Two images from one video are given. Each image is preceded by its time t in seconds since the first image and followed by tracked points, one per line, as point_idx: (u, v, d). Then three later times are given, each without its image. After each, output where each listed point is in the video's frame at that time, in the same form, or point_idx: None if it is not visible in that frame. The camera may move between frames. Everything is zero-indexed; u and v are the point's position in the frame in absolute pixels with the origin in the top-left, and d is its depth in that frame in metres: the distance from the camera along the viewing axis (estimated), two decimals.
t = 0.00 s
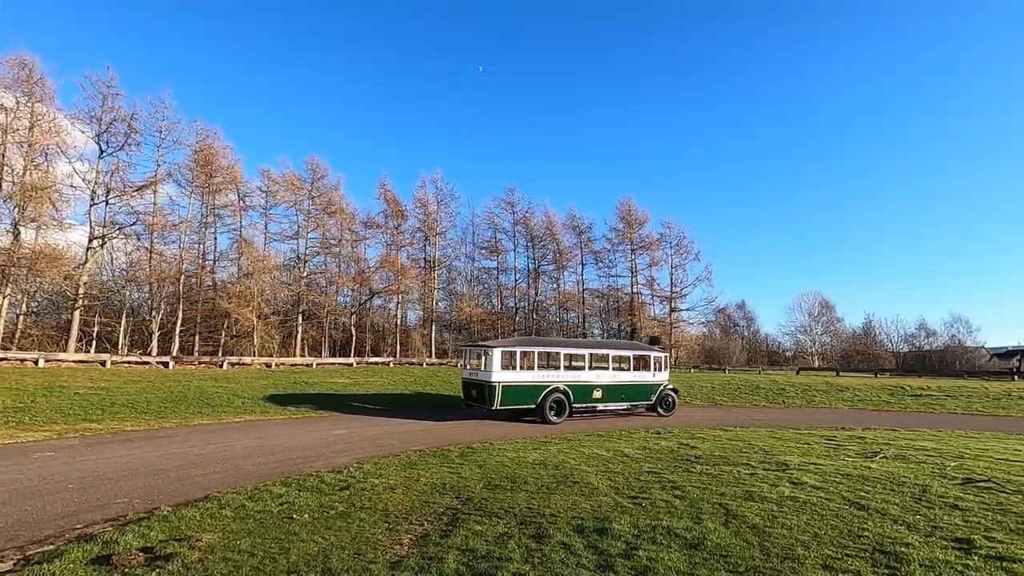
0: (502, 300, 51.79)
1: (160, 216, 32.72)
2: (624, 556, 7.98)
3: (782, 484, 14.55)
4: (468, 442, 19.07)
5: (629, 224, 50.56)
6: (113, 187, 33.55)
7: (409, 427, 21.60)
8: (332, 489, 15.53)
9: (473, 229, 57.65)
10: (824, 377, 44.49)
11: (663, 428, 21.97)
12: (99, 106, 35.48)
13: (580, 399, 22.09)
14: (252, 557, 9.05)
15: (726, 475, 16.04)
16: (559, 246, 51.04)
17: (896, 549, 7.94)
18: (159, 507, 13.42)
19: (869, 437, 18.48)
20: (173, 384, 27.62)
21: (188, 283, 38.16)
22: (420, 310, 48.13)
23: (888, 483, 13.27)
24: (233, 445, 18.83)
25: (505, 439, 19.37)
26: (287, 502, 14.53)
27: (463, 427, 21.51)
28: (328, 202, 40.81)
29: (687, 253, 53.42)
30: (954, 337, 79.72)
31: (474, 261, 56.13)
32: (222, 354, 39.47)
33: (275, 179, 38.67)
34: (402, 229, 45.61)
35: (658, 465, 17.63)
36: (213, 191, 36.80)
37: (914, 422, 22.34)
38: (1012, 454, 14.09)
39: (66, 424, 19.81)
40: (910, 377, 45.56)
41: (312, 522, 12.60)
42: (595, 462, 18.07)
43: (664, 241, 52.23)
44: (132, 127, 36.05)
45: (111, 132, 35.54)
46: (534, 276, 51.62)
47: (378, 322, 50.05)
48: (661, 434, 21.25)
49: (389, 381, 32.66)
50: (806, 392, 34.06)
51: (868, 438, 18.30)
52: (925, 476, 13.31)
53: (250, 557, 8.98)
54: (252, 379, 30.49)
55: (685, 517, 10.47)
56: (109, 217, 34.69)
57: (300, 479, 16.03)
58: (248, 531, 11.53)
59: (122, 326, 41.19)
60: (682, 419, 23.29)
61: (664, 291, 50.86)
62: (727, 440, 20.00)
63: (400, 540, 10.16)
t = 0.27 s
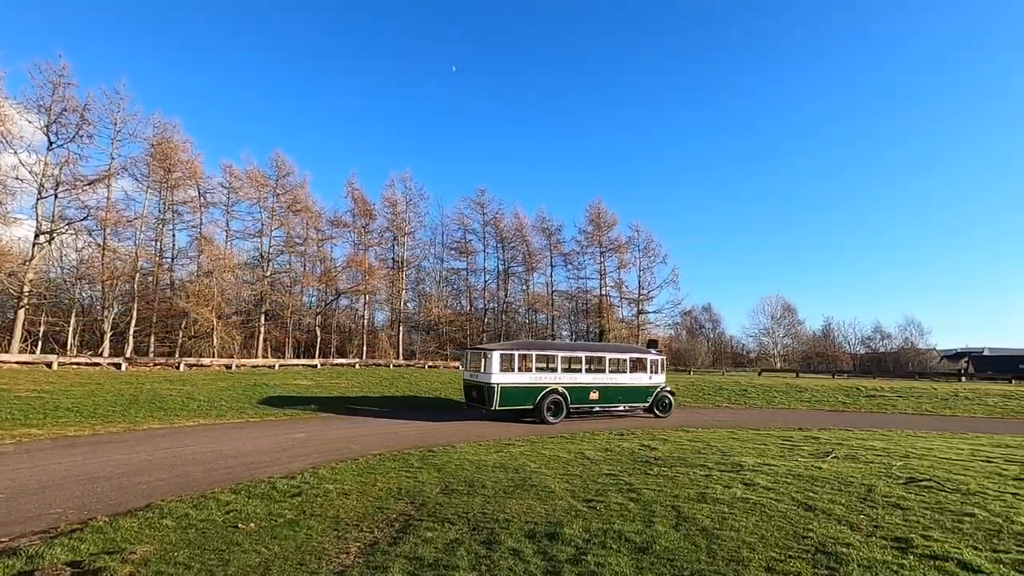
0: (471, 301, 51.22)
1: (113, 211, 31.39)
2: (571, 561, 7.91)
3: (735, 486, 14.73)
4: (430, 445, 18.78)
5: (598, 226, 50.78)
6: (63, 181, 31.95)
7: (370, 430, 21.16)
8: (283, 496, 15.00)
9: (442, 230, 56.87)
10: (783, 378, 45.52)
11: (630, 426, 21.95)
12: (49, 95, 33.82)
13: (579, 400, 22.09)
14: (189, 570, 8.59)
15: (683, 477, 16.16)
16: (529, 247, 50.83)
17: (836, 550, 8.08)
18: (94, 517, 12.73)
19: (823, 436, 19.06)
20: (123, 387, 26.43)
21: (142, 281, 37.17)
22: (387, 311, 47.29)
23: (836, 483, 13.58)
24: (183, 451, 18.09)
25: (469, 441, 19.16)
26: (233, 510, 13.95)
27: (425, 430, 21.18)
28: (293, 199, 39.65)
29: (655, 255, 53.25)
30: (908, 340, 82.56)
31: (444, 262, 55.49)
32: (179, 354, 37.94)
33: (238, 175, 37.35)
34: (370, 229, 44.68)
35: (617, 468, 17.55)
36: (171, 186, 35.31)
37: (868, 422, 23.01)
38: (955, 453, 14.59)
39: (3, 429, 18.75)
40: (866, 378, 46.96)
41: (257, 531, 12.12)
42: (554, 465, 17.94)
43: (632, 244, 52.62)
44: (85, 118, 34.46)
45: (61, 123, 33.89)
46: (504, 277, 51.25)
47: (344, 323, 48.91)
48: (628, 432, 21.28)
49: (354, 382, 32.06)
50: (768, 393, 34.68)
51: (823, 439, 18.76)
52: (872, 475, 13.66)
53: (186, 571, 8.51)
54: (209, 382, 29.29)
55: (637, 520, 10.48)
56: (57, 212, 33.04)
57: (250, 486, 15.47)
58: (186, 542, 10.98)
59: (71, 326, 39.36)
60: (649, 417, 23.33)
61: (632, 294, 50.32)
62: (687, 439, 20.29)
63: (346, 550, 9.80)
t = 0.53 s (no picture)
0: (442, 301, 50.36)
1: (65, 208, 29.89)
2: (521, 571, 7.71)
3: (692, 488, 14.84)
4: (392, 449, 18.38)
5: (568, 229, 50.75)
6: (11, 173, 30.28)
7: (331, 433, 20.64)
8: (233, 504, 14.38)
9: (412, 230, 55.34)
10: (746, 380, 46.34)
11: (598, 425, 21.82)
12: None
13: (577, 402, 21.85)
14: None
15: (642, 480, 16.15)
16: (500, 249, 50.32)
17: (783, 552, 8.16)
18: (27, 529, 12.00)
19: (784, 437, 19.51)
20: (71, 390, 25.19)
21: (95, 279, 34.60)
22: (356, 312, 46.21)
23: (788, 485, 13.81)
24: (130, 457, 17.28)
25: (434, 445, 18.89)
26: (177, 519, 13.33)
27: (388, 434, 20.75)
28: (258, 196, 38.30)
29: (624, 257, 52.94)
30: (866, 341, 85.09)
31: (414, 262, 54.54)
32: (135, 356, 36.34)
33: (199, 170, 35.83)
34: (339, 228, 43.55)
35: (578, 471, 17.29)
36: (128, 182, 33.73)
37: (826, 423, 23.58)
38: (904, 453, 15.05)
39: None
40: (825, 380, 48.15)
41: (200, 542, 11.58)
42: (514, 468, 17.63)
43: (602, 246, 52.73)
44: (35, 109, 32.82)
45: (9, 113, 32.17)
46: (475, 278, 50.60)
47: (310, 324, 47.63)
48: (595, 430, 21.21)
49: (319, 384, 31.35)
50: (733, 394, 35.17)
51: (782, 440, 19.11)
52: (824, 476, 13.96)
53: None
54: (164, 384, 28.16)
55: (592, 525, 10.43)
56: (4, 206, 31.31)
57: (199, 493, 14.86)
58: (122, 556, 10.37)
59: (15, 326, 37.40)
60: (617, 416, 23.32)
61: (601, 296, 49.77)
62: (653, 439, 20.32)
63: (290, 562, 9.37)
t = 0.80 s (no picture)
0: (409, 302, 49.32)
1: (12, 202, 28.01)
2: None
3: (647, 490, 14.89)
4: (351, 452, 17.84)
5: (537, 231, 50.45)
6: None
7: (290, 437, 20.08)
8: (176, 511, 13.60)
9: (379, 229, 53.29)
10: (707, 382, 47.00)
11: (563, 425, 21.68)
12: None
13: (572, 404, 21.58)
14: None
15: (599, 482, 15.97)
16: (468, 249, 49.42)
17: (728, 553, 8.19)
18: None
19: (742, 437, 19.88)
20: (10, 392, 23.85)
21: (41, 277, 31.90)
22: (320, 314, 44.89)
23: (740, 485, 14.00)
24: (68, 465, 16.29)
25: (396, 450, 18.35)
26: (114, 527, 12.56)
27: (348, 437, 20.30)
28: (219, 193, 36.44)
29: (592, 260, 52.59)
30: (824, 344, 87.64)
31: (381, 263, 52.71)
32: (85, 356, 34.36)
33: (156, 166, 33.90)
34: (303, 227, 42.20)
35: (538, 473, 16.86)
36: (77, 175, 31.87)
37: (786, 423, 24.10)
38: (853, 453, 15.47)
39: None
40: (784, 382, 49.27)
41: (137, 553, 10.98)
42: (471, 471, 17.12)
43: (570, 249, 52.62)
44: None
45: None
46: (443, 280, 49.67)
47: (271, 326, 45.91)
48: (560, 428, 20.97)
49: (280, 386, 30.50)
50: (696, 396, 35.58)
51: (738, 440, 19.40)
52: (775, 477, 14.20)
53: None
54: (114, 387, 26.91)
55: (542, 527, 10.29)
56: None
57: (143, 501, 14.19)
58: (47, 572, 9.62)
59: None
60: (582, 417, 23.25)
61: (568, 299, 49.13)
62: (614, 437, 20.36)
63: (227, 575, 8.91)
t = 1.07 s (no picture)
0: (370, 303, 47.72)
1: None
2: None
3: (598, 493, 14.38)
4: (303, 455, 17.17)
5: (501, 234, 49.38)
6: None
7: (239, 443, 19.14)
8: (106, 524, 12.57)
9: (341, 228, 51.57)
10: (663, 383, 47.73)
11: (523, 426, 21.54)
12: None
13: (563, 407, 20.84)
14: None
15: (552, 485, 14.80)
16: (433, 251, 47.73)
17: (669, 556, 8.20)
18: None
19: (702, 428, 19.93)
20: None
21: None
22: (279, 315, 43.11)
23: (688, 486, 14.18)
24: None
25: (351, 451, 17.53)
26: (33, 543, 11.52)
27: (300, 441, 19.48)
28: (172, 188, 34.46)
29: (557, 263, 51.39)
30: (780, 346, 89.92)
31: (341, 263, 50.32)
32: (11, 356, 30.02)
33: (103, 159, 31.95)
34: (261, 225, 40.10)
35: (493, 476, 15.37)
36: (15, 166, 29.71)
37: (743, 425, 24.50)
38: (800, 453, 15.88)
39: None
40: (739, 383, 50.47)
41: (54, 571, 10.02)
42: (418, 473, 15.39)
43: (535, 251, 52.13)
44: None
45: None
46: (406, 281, 47.99)
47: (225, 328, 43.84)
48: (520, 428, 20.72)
49: (230, 389, 29.20)
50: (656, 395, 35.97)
51: (693, 438, 19.63)
52: (723, 478, 14.42)
53: None
54: (50, 391, 25.18)
55: (487, 531, 10.06)
56: None
57: (70, 512, 13.17)
58: None
59: None
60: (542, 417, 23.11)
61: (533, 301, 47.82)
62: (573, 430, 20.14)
63: None
